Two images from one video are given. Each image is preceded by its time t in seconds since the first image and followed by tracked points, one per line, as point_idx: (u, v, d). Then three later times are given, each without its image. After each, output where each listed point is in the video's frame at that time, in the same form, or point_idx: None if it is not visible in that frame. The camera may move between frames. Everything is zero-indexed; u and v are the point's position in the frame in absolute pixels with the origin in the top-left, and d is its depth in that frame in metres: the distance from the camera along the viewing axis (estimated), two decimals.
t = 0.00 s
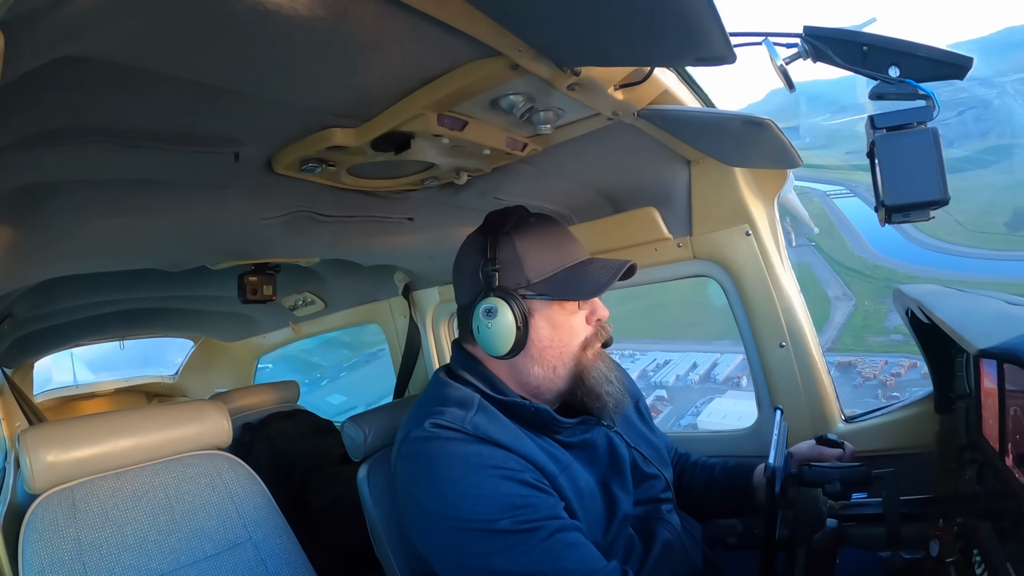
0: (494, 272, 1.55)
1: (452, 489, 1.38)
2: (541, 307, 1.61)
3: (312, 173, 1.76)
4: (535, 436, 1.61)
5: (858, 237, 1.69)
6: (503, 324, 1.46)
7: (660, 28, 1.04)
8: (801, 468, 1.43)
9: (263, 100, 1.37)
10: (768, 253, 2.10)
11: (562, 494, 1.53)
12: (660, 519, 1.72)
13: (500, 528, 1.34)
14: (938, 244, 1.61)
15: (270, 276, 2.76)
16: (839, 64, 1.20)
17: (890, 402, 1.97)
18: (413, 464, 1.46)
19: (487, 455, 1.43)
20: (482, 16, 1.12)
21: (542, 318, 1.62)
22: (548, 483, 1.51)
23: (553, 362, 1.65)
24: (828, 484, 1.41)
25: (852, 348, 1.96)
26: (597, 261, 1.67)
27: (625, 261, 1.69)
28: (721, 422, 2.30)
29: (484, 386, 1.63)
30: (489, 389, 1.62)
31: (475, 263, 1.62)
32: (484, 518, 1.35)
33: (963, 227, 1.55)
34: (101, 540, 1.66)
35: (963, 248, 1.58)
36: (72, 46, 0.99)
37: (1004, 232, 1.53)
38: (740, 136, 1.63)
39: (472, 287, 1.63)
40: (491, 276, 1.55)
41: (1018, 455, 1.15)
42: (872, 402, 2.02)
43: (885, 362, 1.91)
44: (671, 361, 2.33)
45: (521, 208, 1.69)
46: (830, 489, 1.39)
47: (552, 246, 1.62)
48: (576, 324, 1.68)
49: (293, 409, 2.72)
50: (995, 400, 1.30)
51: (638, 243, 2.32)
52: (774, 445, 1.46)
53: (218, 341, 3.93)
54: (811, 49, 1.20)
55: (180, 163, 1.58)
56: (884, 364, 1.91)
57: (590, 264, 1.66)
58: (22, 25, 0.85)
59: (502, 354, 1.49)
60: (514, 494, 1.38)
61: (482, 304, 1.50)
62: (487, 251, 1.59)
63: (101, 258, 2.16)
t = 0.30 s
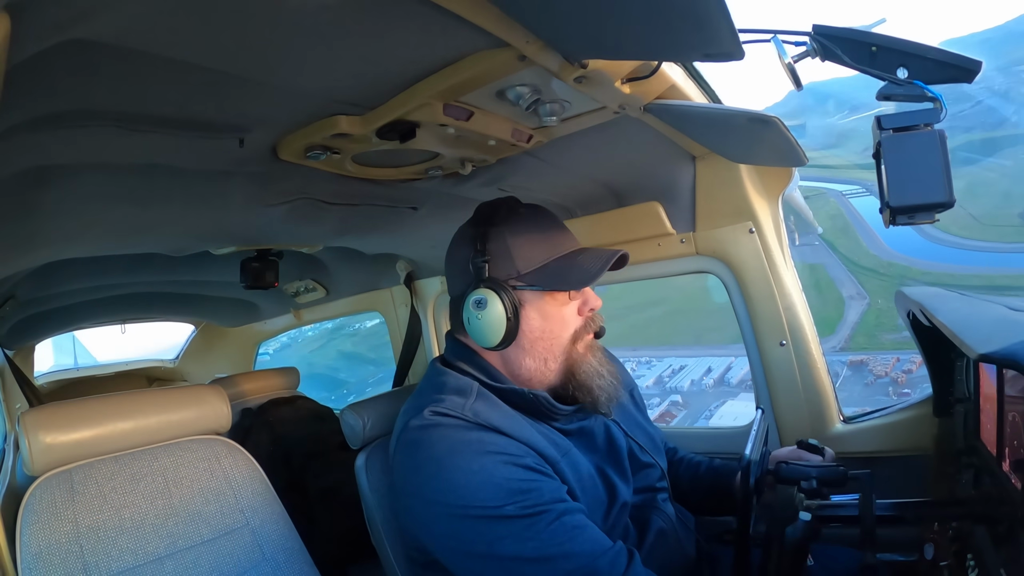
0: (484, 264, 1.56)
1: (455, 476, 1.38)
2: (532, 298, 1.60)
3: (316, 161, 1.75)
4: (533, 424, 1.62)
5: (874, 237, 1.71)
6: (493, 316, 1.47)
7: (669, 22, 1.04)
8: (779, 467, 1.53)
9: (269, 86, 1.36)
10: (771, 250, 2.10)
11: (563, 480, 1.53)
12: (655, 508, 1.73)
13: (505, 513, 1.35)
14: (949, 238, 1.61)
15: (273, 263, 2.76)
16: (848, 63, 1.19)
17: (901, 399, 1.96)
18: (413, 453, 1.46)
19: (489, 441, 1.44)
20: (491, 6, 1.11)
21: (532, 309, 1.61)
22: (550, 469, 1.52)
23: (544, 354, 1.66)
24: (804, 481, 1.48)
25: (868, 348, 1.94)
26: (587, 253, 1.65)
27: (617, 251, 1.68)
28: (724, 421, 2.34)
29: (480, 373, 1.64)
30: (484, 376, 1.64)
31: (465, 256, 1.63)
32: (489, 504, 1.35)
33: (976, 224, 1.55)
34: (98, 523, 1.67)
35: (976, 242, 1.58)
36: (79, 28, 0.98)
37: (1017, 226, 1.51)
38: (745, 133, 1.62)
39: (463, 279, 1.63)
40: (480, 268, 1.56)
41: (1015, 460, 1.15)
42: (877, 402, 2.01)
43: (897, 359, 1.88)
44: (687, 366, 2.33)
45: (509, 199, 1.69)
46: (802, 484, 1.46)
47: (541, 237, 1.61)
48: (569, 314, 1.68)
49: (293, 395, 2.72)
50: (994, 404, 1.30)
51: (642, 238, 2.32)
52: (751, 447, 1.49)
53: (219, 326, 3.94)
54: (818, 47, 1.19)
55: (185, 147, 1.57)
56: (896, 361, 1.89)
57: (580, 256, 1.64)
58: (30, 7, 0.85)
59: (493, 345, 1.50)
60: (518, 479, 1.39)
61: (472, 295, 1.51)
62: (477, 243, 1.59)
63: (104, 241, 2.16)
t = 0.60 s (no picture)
0: (460, 274, 1.59)
1: (445, 493, 1.38)
2: (512, 301, 1.62)
3: (318, 165, 1.76)
4: (527, 435, 1.62)
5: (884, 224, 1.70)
6: (476, 326, 1.47)
7: (670, 27, 1.04)
8: (785, 473, 1.48)
9: (271, 90, 1.37)
10: (773, 257, 2.10)
11: (554, 496, 1.53)
12: (651, 519, 1.72)
13: (495, 532, 1.35)
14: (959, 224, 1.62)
15: (275, 267, 2.76)
16: (849, 68, 1.21)
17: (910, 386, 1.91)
18: (403, 469, 1.46)
19: (479, 458, 1.44)
20: (492, 12, 1.12)
21: (514, 313, 1.63)
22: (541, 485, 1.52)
23: (532, 359, 1.67)
24: (813, 488, 1.44)
25: (876, 336, 1.89)
26: (563, 249, 1.64)
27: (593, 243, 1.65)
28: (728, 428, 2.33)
29: (471, 386, 1.65)
30: (476, 389, 1.64)
31: (444, 269, 1.66)
32: (480, 522, 1.36)
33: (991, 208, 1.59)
34: (99, 526, 1.67)
35: (987, 228, 1.61)
36: (83, 30, 0.98)
37: None
38: (747, 138, 1.61)
39: (445, 292, 1.67)
40: (457, 278, 1.59)
41: (1016, 465, 1.15)
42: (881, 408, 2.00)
43: (905, 346, 1.85)
44: (699, 360, 2.30)
45: (484, 206, 1.70)
46: (812, 492, 1.43)
47: (517, 241, 1.62)
48: (553, 314, 1.68)
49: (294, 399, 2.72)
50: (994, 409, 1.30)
51: (644, 244, 2.32)
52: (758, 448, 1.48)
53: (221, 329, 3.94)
54: (821, 53, 1.19)
55: (188, 151, 1.57)
56: (904, 349, 1.86)
57: (556, 253, 1.64)
58: (32, 10, 0.85)
59: (478, 354, 1.50)
60: (509, 496, 1.39)
61: (452, 305, 1.52)
62: (452, 253, 1.63)
63: (106, 244, 2.16)
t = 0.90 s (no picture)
0: (438, 287, 1.59)
1: (427, 509, 1.39)
2: (491, 312, 1.64)
3: (320, 174, 1.76)
4: (511, 446, 1.62)
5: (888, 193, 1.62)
6: (454, 339, 1.48)
7: (670, 33, 1.04)
8: (790, 482, 1.49)
9: (273, 99, 1.37)
10: (776, 263, 2.09)
11: (539, 510, 1.53)
12: (652, 528, 1.70)
13: (476, 546, 1.36)
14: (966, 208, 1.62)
15: (277, 275, 2.76)
16: (850, 73, 1.23)
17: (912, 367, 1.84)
18: (387, 484, 1.47)
19: (461, 472, 1.45)
20: (492, 20, 1.12)
21: (494, 324, 1.65)
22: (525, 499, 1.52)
23: (514, 370, 1.68)
24: (815, 498, 1.44)
25: (879, 317, 1.84)
26: (540, 258, 1.65)
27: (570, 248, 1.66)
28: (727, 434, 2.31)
29: (457, 399, 1.66)
30: (461, 402, 1.65)
31: (424, 278, 1.67)
32: (461, 537, 1.36)
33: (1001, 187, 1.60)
34: (101, 535, 1.66)
35: (991, 208, 1.59)
36: (86, 40, 0.99)
37: None
38: (748, 143, 1.61)
39: (426, 303, 1.68)
40: (435, 292, 1.59)
41: (1021, 469, 1.14)
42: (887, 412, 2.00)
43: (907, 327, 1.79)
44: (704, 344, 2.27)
45: (462, 215, 1.70)
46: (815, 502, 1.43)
47: (494, 251, 1.63)
48: (533, 324, 1.70)
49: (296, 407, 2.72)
50: (999, 413, 1.30)
51: (646, 249, 2.32)
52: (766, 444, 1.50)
53: (224, 337, 3.94)
54: (821, 58, 1.23)
55: (190, 159, 1.58)
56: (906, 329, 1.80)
57: (533, 262, 1.64)
58: (34, 20, 0.86)
59: (460, 366, 1.51)
60: (489, 511, 1.40)
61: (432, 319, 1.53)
62: (430, 266, 1.63)
63: (109, 253, 2.16)
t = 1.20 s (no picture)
0: (433, 290, 1.61)
1: (408, 507, 1.41)
2: (486, 315, 1.65)
3: (322, 176, 1.76)
4: (501, 447, 1.62)
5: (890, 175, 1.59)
6: (448, 343, 1.48)
7: (671, 34, 1.04)
8: (793, 483, 1.46)
9: (275, 102, 1.37)
10: (779, 265, 2.09)
11: (525, 514, 1.52)
12: (654, 532, 1.71)
13: (453, 546, 1.37)
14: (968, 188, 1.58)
15: (280, 277, 2.77)
16: (851, 72, 1.24)
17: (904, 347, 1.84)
18: (375, 481, 1.49)
19: (444, 472, 1.45)
20: (495, 23, 1.12)
21: (489, 327, 1.65)
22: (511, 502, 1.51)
23: (508, 372, 1.69)
24: (819, 500, 1.42)
25: (875, 299, 1.84)
26: (534, 262, 1.64)
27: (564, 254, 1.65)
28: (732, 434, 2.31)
29: (449, 399, 1.67)
30: (454, 402, 1.66)
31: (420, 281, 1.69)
32: (439, 536, 1.37)
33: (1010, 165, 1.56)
34: (106, 536, 1.67)
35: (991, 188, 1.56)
36: (88, 43, 0.99)
37: None
38: (751, 143, 1.61)
39: (423, 305, 1.69)
40: (430, 295, 1.61)
41: None
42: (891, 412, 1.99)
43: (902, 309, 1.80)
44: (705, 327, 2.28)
45: (459, 219, 1.71)
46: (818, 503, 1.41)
47: (489, 254, 1.64)
48: (527, 326, 1.71)
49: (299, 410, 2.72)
50: (1003, 413, 1.29)
51: (649, 250, 2.32)
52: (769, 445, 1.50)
53: (227, 340, 3.95)
54: (822, 58, 1.25)
55: (192, 162, 1.58)
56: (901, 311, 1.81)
57: (528, 265, 1.64)
58: (37, 25, 0.86)
59: (454, 369, 1.51)
60: (469, 511, 1.40)
61: (427, 322, 1.54)
62: (426, 269, 1.65)
63: (112, 256, 2.16)
